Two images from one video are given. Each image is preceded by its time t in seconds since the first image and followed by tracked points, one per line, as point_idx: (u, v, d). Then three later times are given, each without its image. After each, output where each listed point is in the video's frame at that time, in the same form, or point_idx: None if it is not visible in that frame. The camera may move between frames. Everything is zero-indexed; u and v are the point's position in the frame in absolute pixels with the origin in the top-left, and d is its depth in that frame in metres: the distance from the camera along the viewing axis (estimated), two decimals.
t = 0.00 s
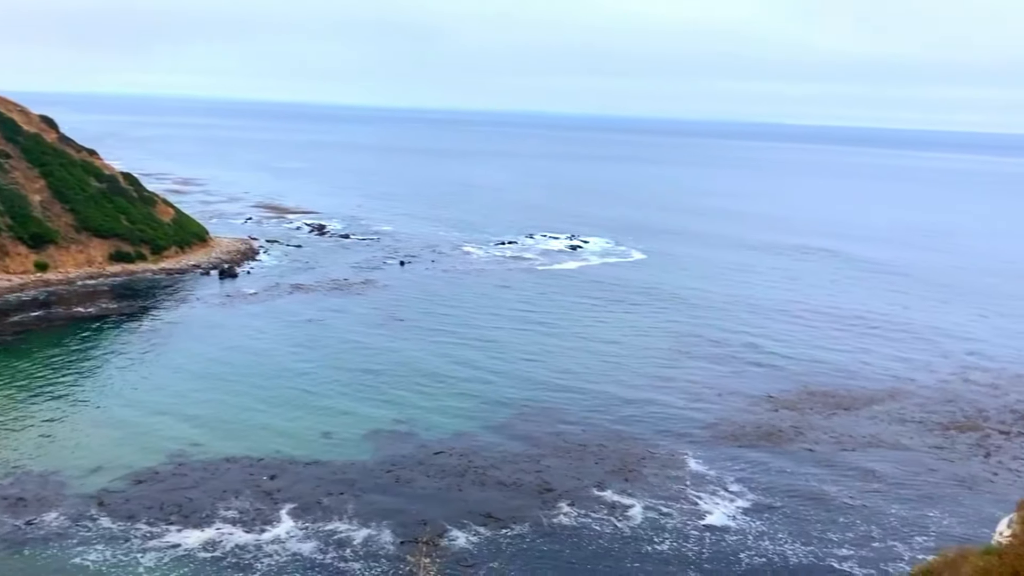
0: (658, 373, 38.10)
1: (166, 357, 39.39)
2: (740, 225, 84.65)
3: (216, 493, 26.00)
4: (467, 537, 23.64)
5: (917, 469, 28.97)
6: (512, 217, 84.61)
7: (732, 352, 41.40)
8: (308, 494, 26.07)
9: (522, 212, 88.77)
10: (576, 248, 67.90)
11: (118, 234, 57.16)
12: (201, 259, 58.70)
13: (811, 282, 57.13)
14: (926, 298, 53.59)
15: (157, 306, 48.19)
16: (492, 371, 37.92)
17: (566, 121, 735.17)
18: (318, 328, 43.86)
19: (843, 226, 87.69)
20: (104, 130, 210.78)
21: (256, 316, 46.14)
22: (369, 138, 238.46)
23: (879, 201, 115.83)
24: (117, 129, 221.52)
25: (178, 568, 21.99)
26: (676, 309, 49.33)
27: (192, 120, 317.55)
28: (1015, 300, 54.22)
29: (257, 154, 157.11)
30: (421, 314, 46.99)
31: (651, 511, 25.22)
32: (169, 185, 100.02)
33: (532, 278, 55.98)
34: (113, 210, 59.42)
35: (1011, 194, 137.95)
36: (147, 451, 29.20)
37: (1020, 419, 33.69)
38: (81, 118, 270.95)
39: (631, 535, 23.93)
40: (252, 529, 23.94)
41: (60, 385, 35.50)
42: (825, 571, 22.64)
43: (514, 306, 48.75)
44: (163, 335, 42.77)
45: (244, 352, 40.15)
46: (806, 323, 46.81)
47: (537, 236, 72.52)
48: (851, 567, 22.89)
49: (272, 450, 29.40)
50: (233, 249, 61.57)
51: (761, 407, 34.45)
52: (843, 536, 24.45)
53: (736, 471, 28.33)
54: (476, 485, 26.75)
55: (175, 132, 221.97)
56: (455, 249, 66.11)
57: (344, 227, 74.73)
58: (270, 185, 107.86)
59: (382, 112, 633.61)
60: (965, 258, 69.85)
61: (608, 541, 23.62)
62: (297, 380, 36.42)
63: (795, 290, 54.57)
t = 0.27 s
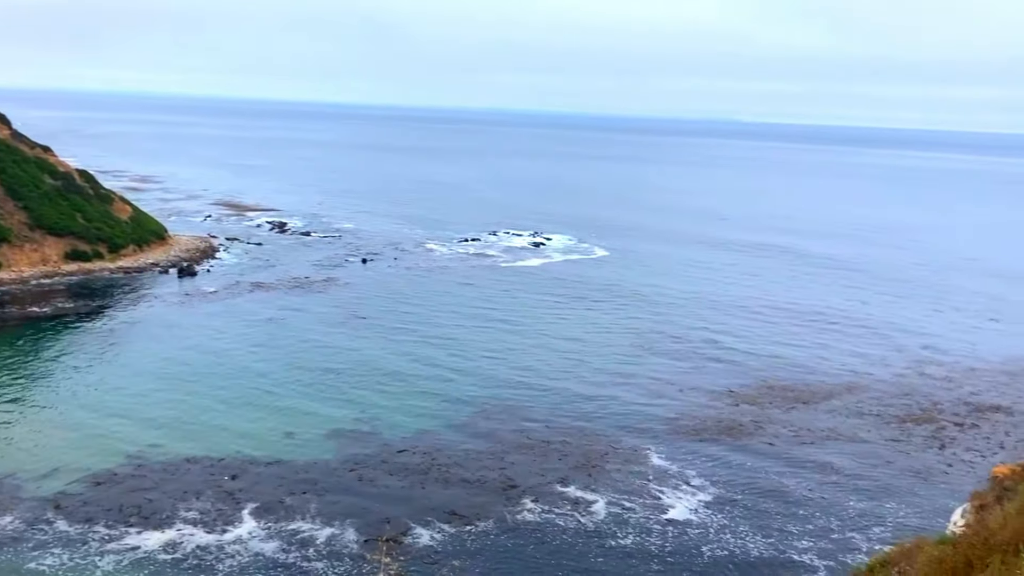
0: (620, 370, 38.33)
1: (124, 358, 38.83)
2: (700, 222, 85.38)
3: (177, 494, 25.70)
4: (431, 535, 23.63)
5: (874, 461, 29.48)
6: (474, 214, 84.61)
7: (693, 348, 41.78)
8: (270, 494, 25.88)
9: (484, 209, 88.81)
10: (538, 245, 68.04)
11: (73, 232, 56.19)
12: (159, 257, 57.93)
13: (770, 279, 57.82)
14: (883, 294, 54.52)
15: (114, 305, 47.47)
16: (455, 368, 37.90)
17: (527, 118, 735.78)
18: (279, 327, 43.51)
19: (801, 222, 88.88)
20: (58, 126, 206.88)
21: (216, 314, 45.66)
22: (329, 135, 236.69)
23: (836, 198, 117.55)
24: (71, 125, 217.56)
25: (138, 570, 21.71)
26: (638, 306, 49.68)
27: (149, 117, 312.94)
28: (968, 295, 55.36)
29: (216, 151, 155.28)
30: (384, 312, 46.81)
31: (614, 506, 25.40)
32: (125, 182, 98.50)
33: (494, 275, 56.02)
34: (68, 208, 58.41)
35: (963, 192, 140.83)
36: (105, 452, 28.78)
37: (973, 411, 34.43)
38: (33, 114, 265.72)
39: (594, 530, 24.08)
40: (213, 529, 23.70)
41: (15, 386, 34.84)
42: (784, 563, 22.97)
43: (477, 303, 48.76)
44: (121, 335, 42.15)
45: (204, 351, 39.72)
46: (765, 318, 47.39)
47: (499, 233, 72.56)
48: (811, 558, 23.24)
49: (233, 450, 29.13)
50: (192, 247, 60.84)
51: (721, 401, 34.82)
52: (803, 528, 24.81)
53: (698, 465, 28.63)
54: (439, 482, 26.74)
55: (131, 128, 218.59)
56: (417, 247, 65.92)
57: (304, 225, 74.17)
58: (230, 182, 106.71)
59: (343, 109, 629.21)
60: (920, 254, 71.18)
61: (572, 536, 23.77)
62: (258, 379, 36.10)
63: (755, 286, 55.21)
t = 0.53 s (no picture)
0: (580, 368, 38.48)
1: (77, 360, 38.13)
2: (658, 221, 86.00)
3: (132, 498, 25.30)
4: (392, 535, 23.54)
5: (829, 456, 29.95)
6: (433, 213, 84.41)
7: (652, 346, 42.07)
8: (228, 496, 25.59)
9: (444, 208, 88.64)
10: (498, 244, 68.04)
11: (23, 232, 55.02)
12: (113, 257, 56.95)
13: (727, 277, 58.43)
14: (837, 292, 55.40)
15: (67, 307, 46.58)
16: (416, 368, 37.77)
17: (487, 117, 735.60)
18: (236, 328, 43.03)
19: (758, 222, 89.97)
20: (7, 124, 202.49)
21: (172, 316, 45.02)
22: (286, 133, 234.46)
23: (792, 197, 119.18)
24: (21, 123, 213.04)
25: None
26: (598, 305, 49.93)
27: (101, 114, 307.47)
28: (920, 292, 56.42)
29: (170, 150, 153.03)
30: (343, 312, 46.51)
31: (575, 504, 25.51)
32: (77, 181, 96.68)
33: (454, 275, 55.92)
34: (18, 208, 57.19)
35: (914, 191, 143.66)
36: (58, 456, 28.24)
37: (926, 406, 35.13)
38: None
39: (555, 528, 24.17)
40: (170, 533, 23.38)
41: None
42: (743, 557, 23.25)
43: (437, 303, 48.63)
44: (74, 337, 41.39)
45: (159, 353, 39.14)
46: (723, 317, 47.88)
47: (459, 232, 72.45)
48: (769, 552, 23.54)
49: (190, 453, 28.74)
50: (147, 247, 59.91)
51: (680, 399, 35.11)
52: (761, 523, 25.12)
53: (658, 462, 28.85)
54: (400, 482, 26.64)
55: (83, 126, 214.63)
56: (376, 246, 65.58)
57: (262, 224, 73.41)
58: (185, 181, 105.26)
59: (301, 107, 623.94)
60: (873, 252, 72.45)
61: (533, 534, 23.83)
62: (215, 381, 35.67)
63: (713, 285, 55.77)
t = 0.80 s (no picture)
0: (545, 368, 38.55)
1: (34, 364, 37.44)
2: (622, 222, 86.41)
3: (92, 504, 24.91)
4: (357, 537, 23.40)
5: (792, 453, 30.28)
6: (397, 214, 84.12)
7: (617, 345, 42.28)
8: (190, 500, 25.30)
9: (408, 209, 88.37)
10: (463, 244, 67.94)
11: None
12: (71, 259, 56.01)
13: (691, 277, 58.88)
14: (799, 291, 56.09)
15: (23, 310, 45.77)
16: (380, 369, 37.60)
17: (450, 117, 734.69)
18: (198, 330, 42.54)
19: (721, 222, 90.79)
20: None
21: (132, 318, 44.38)
22: (248, 133, 232.20)
23: (754, 197, 120.42)
24: None
25: None
26: (562, 305, 50.05)
27: (58, 114, 302.43)
28: (880, 291, 57.27)
29: (129, 151, 150.89)
30: (306, 313, 46.17)
31: (541, 504, 25.54)
32: (33, 182, 94.96)
33: (419, 275, 55.77)
34: None
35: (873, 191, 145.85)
36: (15, 462, 27.72)
37: (885, 403, 35.67)
38: None
39: (521, 528, 24.19)
40: (131, 539, 23.03)
41: None
42: (707, 555, 23.42)
43: (401, 304, 48.45)
44: (31, 341, 40.65)
45: (119, 356, 38.59)
46: (687, 316, 48.26)
47: (424, 232, 72.26)
48: (733, 549, 23.74)
49: (151, 457, 28.35)
50: (106, 249, 59.00)
51: (645, 397, 35.32)
52: (725, 520, 25.32)
53: (623, 461, 28.98)
54: (365, 485, 26.50)
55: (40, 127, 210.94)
56: (340, 247, 65.20)
57: (224, 225, 72.67)
58: (145, 181, 103.90)
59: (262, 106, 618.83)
60: (833, 252, 73.44)
61: (499, 535, 23.83)
62: (177, 384, 35.25)
63: (677, 284, 56.19)
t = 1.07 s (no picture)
0: (512, 369, 38.58)
1: None
2: (588, 223, 86.75)
3: (52, 511, 24.48)
4: (324, 541, 23.23)
5: (757, 451, 30.53)
6: (363, 215, 83.72)
7: (584, 346, 42.43)
8: (154, 506, 24.95)
9: (374, 210, 87.97)
10: (429, 246, 67.78)
11: None
12: (30, 262, 55.04)
13: (656, 278, 59.25)
14: (763, 291, 56.66)
15: None
16: (346, 372, 37.37)
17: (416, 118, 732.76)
18: (160, 333, 42.01)
19: (685, 223, 91.48)
20: None
21: (93, 322, 43.71)
22: (210, 134, 229.79)
23: (718, 199, 121.49)
24: None
25: None
26: (529, 306, 50.12)
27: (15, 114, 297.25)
28: (841, 291, 58.03)
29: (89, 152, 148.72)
30: (271, 316, 45.80)
31: (509, 506, 25.53)
32: None
33: (385, 277, 55.54)
34: None
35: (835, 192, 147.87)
36: None
37: (848, 401, 36.12)
38: None
39: (489, 530, 24.16)
40: (93, 546, 22.67)
41: None
42: (674, 554, 23.54)
43: (368, 306, 48.20)
44: None
45: (80, 360, 37.99)
46: (653, 317, 48.52)
47: (390, 234, 71.98)
48: (700, 548, 23.88)
49: (112, 463, 27.91)
50: (66, 252, 58.06)
51: (612, 398, 35.47)
52: (691, 519, 25.47)
53: (590, 462, 29.05)
54: (331, 489, 26.32)
55: None
56: (305, 248, 64.76)
57: (186, 227, 71.88)
58: (105, 183, 102.50)
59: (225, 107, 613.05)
60: (797, 252, 74.28)
61: (467, 537, 23.78)
62: (139, 388, 34.78)
63: (643, 285, 56.52)
